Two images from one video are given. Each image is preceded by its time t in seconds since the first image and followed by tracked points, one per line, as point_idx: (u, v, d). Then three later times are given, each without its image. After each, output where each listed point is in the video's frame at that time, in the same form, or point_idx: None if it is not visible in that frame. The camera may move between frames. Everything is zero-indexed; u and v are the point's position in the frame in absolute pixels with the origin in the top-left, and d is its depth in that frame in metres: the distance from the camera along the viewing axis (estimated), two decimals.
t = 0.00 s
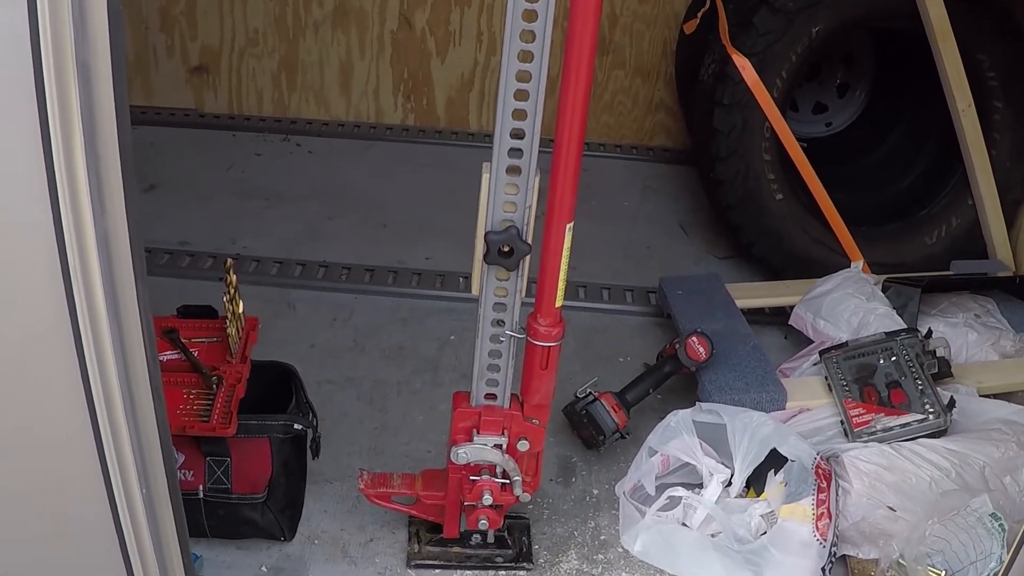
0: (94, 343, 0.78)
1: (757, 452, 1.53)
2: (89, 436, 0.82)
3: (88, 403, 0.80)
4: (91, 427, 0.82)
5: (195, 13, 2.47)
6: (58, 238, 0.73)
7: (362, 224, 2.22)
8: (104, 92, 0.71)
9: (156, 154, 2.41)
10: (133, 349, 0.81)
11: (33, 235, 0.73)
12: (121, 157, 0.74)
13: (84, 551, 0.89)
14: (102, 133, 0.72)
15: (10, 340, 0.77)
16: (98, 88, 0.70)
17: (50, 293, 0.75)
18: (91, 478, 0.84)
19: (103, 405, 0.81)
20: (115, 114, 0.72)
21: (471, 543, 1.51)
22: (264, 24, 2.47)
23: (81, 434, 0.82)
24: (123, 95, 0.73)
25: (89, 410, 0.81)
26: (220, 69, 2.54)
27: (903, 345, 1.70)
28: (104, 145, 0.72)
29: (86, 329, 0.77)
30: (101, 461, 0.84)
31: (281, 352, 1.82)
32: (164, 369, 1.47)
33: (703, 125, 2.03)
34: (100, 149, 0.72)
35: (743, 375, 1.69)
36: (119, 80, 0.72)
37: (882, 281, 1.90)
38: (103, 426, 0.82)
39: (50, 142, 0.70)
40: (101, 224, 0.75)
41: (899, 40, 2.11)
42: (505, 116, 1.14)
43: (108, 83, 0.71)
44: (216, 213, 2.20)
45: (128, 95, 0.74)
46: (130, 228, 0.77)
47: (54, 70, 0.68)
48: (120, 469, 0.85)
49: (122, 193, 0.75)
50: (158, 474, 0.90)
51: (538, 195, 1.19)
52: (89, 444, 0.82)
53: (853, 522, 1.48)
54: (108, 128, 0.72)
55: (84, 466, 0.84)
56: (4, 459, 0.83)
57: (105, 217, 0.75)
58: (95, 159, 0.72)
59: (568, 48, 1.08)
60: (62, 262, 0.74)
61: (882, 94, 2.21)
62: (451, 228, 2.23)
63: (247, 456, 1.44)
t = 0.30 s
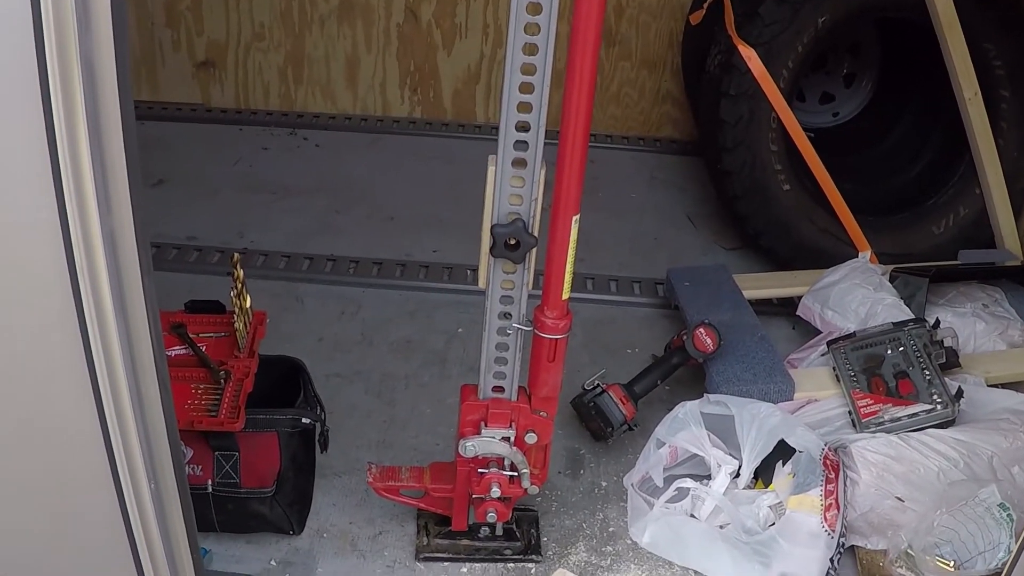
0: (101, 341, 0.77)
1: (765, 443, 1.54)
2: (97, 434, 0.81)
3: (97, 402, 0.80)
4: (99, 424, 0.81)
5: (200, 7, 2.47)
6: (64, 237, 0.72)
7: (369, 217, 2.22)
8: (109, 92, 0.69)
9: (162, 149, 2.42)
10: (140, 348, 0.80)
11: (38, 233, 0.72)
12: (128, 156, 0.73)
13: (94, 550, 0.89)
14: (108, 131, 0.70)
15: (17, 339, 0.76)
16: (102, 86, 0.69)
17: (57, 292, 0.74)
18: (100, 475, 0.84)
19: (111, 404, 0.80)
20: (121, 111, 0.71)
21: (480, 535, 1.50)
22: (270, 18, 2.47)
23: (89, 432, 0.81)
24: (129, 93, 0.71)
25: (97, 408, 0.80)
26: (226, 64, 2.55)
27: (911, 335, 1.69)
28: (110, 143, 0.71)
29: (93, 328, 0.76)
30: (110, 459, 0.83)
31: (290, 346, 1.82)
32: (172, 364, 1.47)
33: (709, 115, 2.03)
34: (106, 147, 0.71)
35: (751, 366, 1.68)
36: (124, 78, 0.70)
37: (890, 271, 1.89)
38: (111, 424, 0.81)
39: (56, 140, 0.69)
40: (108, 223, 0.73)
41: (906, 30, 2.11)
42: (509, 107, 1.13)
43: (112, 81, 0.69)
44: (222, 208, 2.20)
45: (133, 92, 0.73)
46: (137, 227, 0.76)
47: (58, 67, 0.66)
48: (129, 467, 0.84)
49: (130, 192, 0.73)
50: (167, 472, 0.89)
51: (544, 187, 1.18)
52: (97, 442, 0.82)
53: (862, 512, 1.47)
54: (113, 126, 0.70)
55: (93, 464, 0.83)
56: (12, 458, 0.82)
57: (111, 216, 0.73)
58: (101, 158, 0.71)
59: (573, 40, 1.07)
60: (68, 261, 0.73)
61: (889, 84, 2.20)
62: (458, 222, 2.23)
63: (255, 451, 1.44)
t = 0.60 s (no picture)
0: (106, 337, 0.77)
1: (771, 437, 1.53)
2: (103, 430, 0.81)
3: (102, 397, 0.80)
4: (105, 420, 0.81)
5: (204, 5, 2.48)
6: (69, 234, 0.72)
7: (374, 213, 2.22)
8: (112, 86, 0.70)
9: (167, 146, 2.42)
10: (145, 343, 0.80)
11: (42, 231, 0.71)
12: (130, 150, 0.73)
13: (99, 547, 0.89)
14: (111, 126, 0.71)
15: (20, 337, 0.76)
16: (105, 81, 0.69)
17: (62, 289, 0.74)
18: (106, 472, 0.84)
19: (116, 399, 0.80)
20: (123, 105, 0.71)
21: (486, 530, 1.50)
22: (274, 16, 2.47)
23: (95, 428, 0.81)
24: (131, 87, 0.72)
25: (103, 404, 0.80)
26: (230, 62, 2.55)
27: (916, 327, 1.69)
28: (112, 137, 0.71)
29: (98, 323, 0.76)
30: (116, 455, 0.83)
31: (296, 342, 1.82)
32: (179, 361, 1.47)
33: (713, 109, 2.03)
34: (109, 141, 0.71)
35: (756, 360, 1.69)
36: (126, 72, 0.71)
37: (895, 264, 1.90)
38: (117, 419, 0.81)
39: (59, 136, 0.69)
40: (111, 217, 0.74)
41: (910, 23, 2.11)
42: (513, 103, 1.12)
43: (114, 75, 0.69)
44: (227, 205, 2.20)
45: (135, 87, 0.73)
46: (140, 221, 0.76)
47: (61, 63, 0.67)
48: (135, 463, 0.85)
49: (133, 186, 0.74)
50: (173, 467, 0.89)
51: (548, 181, 1.18)
52: (103, 437, 0.82)
53: (868, 506, 1.47)
54: (116, 121, 0.71)
55: (100, 461, 0.83)
56: (15, 458, 0.82)
57: (115, 210, 0.74)
58: (104, 153, 0.71)
59: (576, 36, 1.06)
60: (73, 258, 0.73)
61: (893, 76, 2.20)
62: (462, 217, 2.23)
63: (261, 449, 1.44)
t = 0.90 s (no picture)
0: (114, 335, 0.77)
1: (778, 430, 1.53)
2: (112, 427, 0.82)
3: (110, 395, 0.80)
4: (113, 417, 0.81)
5: (208, 2, 2.48)
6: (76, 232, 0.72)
7: (379, 210, 2.23)
8: (118, 87, 0.69)
9: (173, 144, 2.43)
10: (152, 339, 0.80)
11: (48, 229, 0.72)
12: (137, 150, 0.72)
13: (106, 543, 0.89)
14: (117, 126, 0.70)
15: (28, 334, 0.76)
16: (111, 80, 0.69)
17: (69, 284, 0.74)
18: (115, 467, 0.84)
19: (125, 397, 0.80)
20: (130, 105, 0.70)
21: (494, 525, 1.51)
22: (278, 13, 2.48)
23: (104, 425, 0.81)
24: (138, 87, 0.71)
25: (111, 401, 0.80)
26: (235, 59, 2.56)
27: (923, 320, 1.69)
28: (119, 137, 0.71)
29: (106, 322, 0.76)
30: (125, 452, 0.83)
31: (303, 338, 1.83)
32: (185, 357, 1.47)
33: (718, 103, 2.03)
34: (115, 141, 0.71)
35: (763, 353, 1.68)
36: (133, 72, 0.70)
37: (901, 257, 1.90)
38: (125, 417, 0.81)
39: (65, 135, 0.68)
40: (118, 217, 0.73)
41: (915, 16, 2.10)
42: (518, 97, 1.12)
43: (121, 74, 0.69)
44: (234, 202, 2.21)
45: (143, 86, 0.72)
46: (148, 221, 0.76)
47: (67, 63, 0.66)
48: (143, 460, 0.85)
49: (140, 187, 0.73)
50: (182, 463, 0.89)
51: (554, 175, 1.18)
52: (112, 434, 0.82)
53: (875, 499, 1.47)
54: (123, 121, 0.70)
55: (107, 457, 0.83)
56: (22, 450, 0.82)
57: (122, 211, 0.73)
58: (111, 153, 0.71)
59: (581, 30, 1.06)
60: (80, 255, 0.73)
61: (899, 69, 2.20)
62: (468, 212, 2.24)
63: (268, 445, 1.44)
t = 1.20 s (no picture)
0: (121, 335, 0.77)
1: (784, 427, 1.52)
2: (119, 427, 0.82)
3: (117, 394, 0.80)
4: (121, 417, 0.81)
5: (214, 1, 2.48)
6: (83, 231, 0.72)
7: (385, 208, 2.23)
8: (125, 86, 0.69)
9: (178, 144, 2.43)
10: (159, 337, 0.80)
11: (55, 230, 0.72)
12: (144, 149, 0.73)
13: (114, 541, 0.90)
14: (123, 125, 0.71)
15: (36, 334, 0.76)
16: (117, 80, 0.69)
17: (76, 283, 0.74)
18: (122, 467, 0.85)
19: (132, 396, 0.81)
20: (136, 105, 0.71)
21: (501, 522, 1.51)
22: (284, 12, 2.48)
23: (110, 424, 0.82)
24: (144, 86, 0.71)
25: (118, 401, 0.80)
26: (241, 59, 2.56)
27: (929, 316, 1.69)
28: (126, 137, 0.71)
29: (113, 320, 0.77)
30: (132, 451, 0.84)
31: (310, 337, 1.83)
32: (192, 356, 1.47)
33: (723, 100, 2.03)
34: (122, 140, 0.71)
35: (769, 350, 1.69)
36: (139, 72, 0.70)
37: (907, 253, 1.90)
38: (132, 416, 0.82)
39: (72, 135, 0.69)
40: (125, 216, 0.74)
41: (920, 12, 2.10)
42: (523, 96, 1.12)
43: (127, 73, 0.69)
44: (240, 201, 2.22)
45: (149, 86, 0.73)
46: (154, 221, 0.76)
47: (73, 63, 0.67)
48: (150, 459, 0.85)
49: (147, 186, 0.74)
50: (189, 462, 0.89)
51: (559, 173, 1.18)
52: (119, 432, 0.82)
53: (882, 495, 1.48)
54: (129, 120, 0.70)
55: (114, 457, 0.84)
56: (31, 450, 0.83)
57: (129, 208, 0.74)
58: (117, 152, 0.71)
59: (585, 27, 1.06)
60: (87, 255, 0.73)
61: (903, 66, 2.20)
62: (473, 211, 2.24)
63: (275, 444, 1.44)
